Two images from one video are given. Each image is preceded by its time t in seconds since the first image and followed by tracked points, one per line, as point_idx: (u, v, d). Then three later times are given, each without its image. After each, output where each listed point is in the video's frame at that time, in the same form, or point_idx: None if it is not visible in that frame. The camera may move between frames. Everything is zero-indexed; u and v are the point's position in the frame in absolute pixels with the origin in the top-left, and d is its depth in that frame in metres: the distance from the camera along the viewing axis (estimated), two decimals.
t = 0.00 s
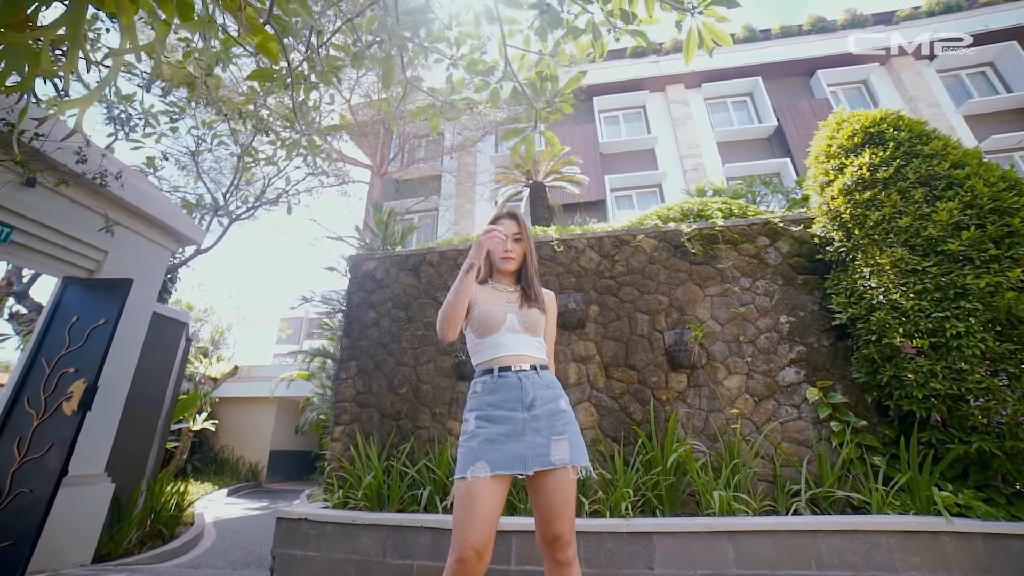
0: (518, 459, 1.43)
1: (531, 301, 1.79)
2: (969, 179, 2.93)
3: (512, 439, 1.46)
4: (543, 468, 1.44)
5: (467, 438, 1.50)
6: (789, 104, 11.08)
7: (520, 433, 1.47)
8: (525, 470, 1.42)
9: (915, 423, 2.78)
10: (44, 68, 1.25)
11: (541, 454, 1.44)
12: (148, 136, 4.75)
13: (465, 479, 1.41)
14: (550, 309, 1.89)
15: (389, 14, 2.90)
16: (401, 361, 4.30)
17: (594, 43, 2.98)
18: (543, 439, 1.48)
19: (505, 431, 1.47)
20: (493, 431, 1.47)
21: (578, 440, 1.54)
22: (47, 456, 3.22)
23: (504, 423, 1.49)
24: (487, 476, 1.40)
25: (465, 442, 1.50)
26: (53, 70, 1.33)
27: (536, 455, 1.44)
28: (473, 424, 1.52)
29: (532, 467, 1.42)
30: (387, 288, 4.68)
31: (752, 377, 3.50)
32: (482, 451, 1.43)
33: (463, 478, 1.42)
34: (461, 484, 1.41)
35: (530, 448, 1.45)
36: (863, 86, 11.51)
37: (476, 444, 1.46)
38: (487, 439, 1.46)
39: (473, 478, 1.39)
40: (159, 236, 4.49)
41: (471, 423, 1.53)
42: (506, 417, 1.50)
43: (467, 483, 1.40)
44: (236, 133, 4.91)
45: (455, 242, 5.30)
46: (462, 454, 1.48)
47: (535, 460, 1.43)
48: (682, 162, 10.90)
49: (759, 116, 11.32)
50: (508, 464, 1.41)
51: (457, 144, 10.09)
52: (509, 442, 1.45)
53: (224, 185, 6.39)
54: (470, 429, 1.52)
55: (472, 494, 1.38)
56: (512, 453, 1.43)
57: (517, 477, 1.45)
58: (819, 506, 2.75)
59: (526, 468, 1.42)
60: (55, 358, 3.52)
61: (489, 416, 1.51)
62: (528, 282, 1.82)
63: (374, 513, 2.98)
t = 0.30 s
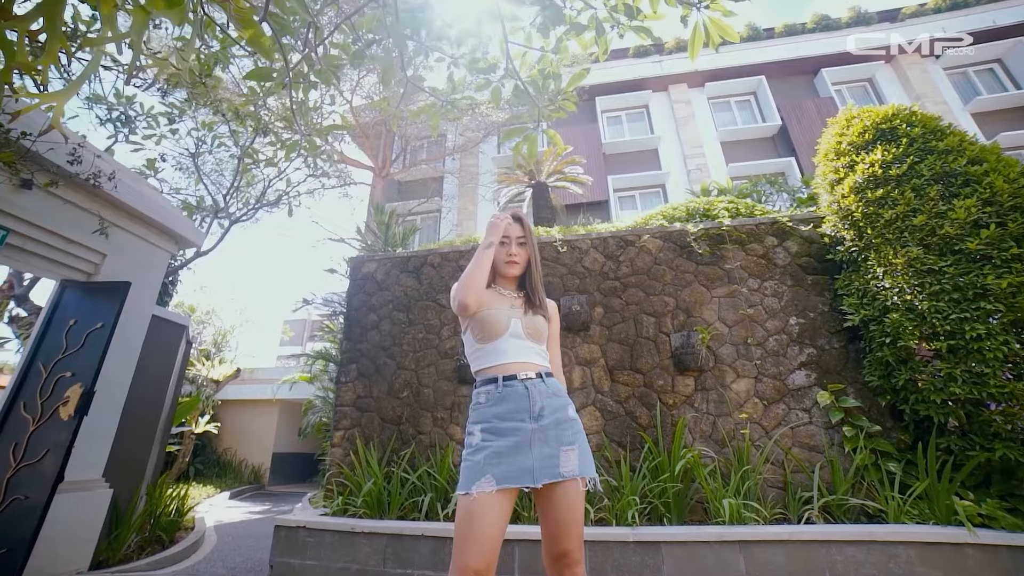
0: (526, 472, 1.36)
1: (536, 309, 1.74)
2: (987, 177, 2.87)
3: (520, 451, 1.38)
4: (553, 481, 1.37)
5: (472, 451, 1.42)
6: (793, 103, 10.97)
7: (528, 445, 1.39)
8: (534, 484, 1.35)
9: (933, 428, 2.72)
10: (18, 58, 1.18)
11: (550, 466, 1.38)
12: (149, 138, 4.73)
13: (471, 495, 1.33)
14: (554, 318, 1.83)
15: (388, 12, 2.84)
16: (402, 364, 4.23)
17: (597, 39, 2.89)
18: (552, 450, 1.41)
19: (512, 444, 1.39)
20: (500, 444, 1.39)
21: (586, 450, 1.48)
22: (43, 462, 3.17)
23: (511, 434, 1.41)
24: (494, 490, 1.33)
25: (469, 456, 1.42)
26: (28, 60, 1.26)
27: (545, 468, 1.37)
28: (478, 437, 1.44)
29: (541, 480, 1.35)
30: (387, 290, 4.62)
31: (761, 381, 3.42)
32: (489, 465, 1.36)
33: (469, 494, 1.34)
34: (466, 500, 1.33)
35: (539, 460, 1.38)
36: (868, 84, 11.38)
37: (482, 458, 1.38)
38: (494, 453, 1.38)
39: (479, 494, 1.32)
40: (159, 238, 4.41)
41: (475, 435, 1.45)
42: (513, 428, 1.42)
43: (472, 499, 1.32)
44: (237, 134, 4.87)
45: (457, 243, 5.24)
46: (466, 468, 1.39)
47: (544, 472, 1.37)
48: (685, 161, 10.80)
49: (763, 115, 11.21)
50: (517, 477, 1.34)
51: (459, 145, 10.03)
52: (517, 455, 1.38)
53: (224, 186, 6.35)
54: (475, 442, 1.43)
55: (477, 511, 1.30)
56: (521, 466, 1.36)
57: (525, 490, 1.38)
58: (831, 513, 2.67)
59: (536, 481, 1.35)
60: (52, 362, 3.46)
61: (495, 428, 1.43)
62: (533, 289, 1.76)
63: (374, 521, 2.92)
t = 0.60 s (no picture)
0: (526, 482, 1.29)
1: (538, 311, 1.65)
2: (1007, 171, 2.81)
3: (520, 459, 1.31)
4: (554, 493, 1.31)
5: (468, 459, 1.34)
6: (798, 102, 10.85)
7: (528, 452, 1.32)
8: (534, 494, 1.29)
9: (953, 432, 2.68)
10: None
11: (551, 476, 1.32)
12: (148, 139, 4.63)
13: (467, 507, 1.25)
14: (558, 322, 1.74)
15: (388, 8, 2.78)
16: (403, 367, 4.17)
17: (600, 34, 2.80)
18: (554, 458, 1.34)
19: (511, 451, 1.32)
20: (498, 452, 1.32)
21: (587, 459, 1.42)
22: (41, 466, 3.12)
23: (510, 441, 1.34)
24: (492, 502, 1.25)
25: (465, 465, 1.34)
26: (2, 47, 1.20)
27: (546, 478, 1.31)
28: (474, 444, 1.36)
29: (542, 491, 1.29)
30: (388, 291, 4.56)
31: (770, 383, 3.38)
32: (487, 475, 1.28)
33: (465, 507, 1.26)
34: (462, 513, 1.25)
35: (539, 469, 1.31)
36: (874, 81, 11.26)
37: (479, 466, 1.30)
38: (492, 461, 1.30)
39: (476, 506, 1.24)
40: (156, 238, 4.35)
41: (471, 442, 1.37)
42: (512, 434, 1.35)
43: (469, 513, 1.25)
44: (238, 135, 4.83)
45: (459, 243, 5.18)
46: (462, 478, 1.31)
47: (545, 482, 1.30)
48: (689, 160, 10.72)
49: (768, 114, 11.09)
50: (517, 488, 1.27)
51: (461, 145, 9.97)
52: (516, 464, 1.30)
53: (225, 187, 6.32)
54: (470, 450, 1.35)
55: (476, 523, 1.23)
56: (520, 476, 1.29)
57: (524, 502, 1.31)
58: (845, 520, 2.58)
59: (536, 492, 1.28)
60: (49, 364, 3.39)
61: (493, 433, 1.35)
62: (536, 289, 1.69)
63: (374, 526, 2.85)
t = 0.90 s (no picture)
0: (517, 493, 1.22)
1: (540, 307, 1.58)
2: None
3: (510, 467, 1.25)
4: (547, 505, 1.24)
5: (455, 464, 1.28)
6: (805, 99, 10.73)
7: (519, 460, 1.26)
8: (523, 506, 1.22)
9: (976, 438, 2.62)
10: None
11: (543, 486, 1.25)
12: (150, 141, 4.58)
13: (452, 515, 1.20)
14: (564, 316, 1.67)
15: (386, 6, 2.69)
16: (405, 369, 4.11)
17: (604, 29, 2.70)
18: (546, 468, 1.28)
19: (501, 458, 1.26)
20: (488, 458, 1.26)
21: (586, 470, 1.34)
22: (40, 470, 3.06)
23: (501, 447, 1.28)
24: (479, 513, 1.19)
25: (452, 470, 1.28)
26: None
27: (538, 488, 1.24)
28: (463, 449, 1.30)
29: (532, 503, 1.22)
30: (389, 293, 4.52)
31: (781, 385, 3.33)
32: (474, 482, 1.22)
33: (450, 515, 1.21)
34: (450, 523, 1.20)
35: (530, 479, 1.24)
36: (882, 78, 11.11)
37: (466, 473, 1.25)
38: (481, 467, 1.25)
39: (462, 516, 1.18)
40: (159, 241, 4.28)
41: (460, 445, 1.31)
42: (503, 440, 1.29)
43: (456, 522, 1.19)
44: (240, 137, 4.81)
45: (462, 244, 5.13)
46: (448, 484, 1.26)
47: (536, 493, 1.23)
48: (694, 160, 10.63)
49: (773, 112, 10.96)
50: (505, 499, 1.21)
51: (464, 146, 9.92)
52: (506, 471, 1.24)
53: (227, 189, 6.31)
54: (459, 454, 1.30)
55: (465, 532, 1.17)
56: (510, 485, 1.23)
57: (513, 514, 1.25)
58: (862, 528, 2.51)
59: (526, 503, 1.22)
60: (50, 367, 3.34)
61: (483, 437, 1.29)
62: (537, 284, 1.62)
63: (375, 532, 2.80)
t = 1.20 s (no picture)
0: (509, 503, 1.17)
1: (540, 304, 1.50)
2: None
3: (504, 476, 1.19)
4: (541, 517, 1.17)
5: (447, 470, 1.23)
6: (812, 97, 10.60)
7: (512, 469, 1.20)
8: (516, 518, 1.16)
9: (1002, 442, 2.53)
10: None
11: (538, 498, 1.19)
12: (154, 144, 4.52)
13: (441, 523, 1.16)
14: (566, 311, 1.58)
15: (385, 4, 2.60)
16: (407, 372, 4.07)
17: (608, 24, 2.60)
18: (542, 478, 1.21)
19: (495, 466, 1.21)
20: (480, 465, 1.21)
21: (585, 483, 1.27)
22: (43, 475, 2.96)
23: (495, 454, 1.22)
24: (469, 523, 1.14)
25: (444, 475, 1.24)
26: None
27: (531, 499, 1.18)
28: (455, 454, 1.25)
29: (525, 515, 1.16)
30: (392, 295, 4.48)
31: (793, 388, 3.27)
32: (466, 490, 1.17)
33: (442, 523, 1.17)
34: (441, 531, 1.16)
35: (524, 490, 1.18)
36: (891, 75, 10.94)
37: (457, 480, 1.20)
38: (472, 474, 1.19)
39: (452, 525, 1.14)
40: (162, 244, 4.19)
41: (453, 450, 1.26)
42: (498, 447, 1.23)
43: (445, 529, 1.15)
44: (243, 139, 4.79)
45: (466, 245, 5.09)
46: (439, 490, 1.21)
47: (530, 505, 1.17)
48: (700, 159, 10.53)
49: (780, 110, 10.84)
50: (496, 509, 1.15)
51: (468, 147, 9.89)
52: (499, 480, 1.19)
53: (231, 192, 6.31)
54: (451, 459, 1.24)
55: (452, 542, 1.13)
56: (502, 495, 1.17)
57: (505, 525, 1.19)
58: (879, 535, 2.46)
59: (518, 515, 1.16)
60: (53, 371, 3.23)
61: (477, 443, 1.23)
62: (537, 281, 1.55)
63: (377, 538, 2.75)
